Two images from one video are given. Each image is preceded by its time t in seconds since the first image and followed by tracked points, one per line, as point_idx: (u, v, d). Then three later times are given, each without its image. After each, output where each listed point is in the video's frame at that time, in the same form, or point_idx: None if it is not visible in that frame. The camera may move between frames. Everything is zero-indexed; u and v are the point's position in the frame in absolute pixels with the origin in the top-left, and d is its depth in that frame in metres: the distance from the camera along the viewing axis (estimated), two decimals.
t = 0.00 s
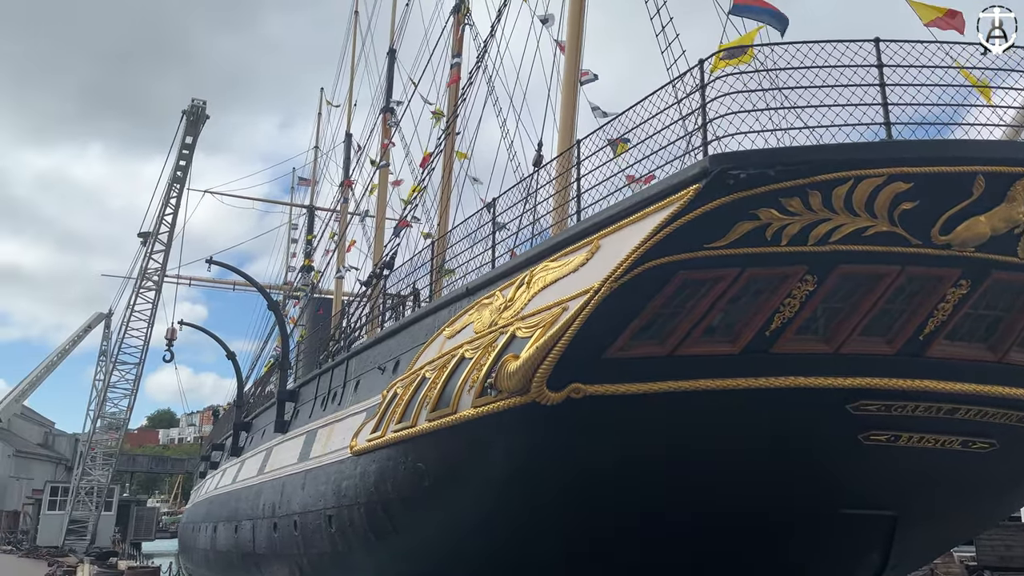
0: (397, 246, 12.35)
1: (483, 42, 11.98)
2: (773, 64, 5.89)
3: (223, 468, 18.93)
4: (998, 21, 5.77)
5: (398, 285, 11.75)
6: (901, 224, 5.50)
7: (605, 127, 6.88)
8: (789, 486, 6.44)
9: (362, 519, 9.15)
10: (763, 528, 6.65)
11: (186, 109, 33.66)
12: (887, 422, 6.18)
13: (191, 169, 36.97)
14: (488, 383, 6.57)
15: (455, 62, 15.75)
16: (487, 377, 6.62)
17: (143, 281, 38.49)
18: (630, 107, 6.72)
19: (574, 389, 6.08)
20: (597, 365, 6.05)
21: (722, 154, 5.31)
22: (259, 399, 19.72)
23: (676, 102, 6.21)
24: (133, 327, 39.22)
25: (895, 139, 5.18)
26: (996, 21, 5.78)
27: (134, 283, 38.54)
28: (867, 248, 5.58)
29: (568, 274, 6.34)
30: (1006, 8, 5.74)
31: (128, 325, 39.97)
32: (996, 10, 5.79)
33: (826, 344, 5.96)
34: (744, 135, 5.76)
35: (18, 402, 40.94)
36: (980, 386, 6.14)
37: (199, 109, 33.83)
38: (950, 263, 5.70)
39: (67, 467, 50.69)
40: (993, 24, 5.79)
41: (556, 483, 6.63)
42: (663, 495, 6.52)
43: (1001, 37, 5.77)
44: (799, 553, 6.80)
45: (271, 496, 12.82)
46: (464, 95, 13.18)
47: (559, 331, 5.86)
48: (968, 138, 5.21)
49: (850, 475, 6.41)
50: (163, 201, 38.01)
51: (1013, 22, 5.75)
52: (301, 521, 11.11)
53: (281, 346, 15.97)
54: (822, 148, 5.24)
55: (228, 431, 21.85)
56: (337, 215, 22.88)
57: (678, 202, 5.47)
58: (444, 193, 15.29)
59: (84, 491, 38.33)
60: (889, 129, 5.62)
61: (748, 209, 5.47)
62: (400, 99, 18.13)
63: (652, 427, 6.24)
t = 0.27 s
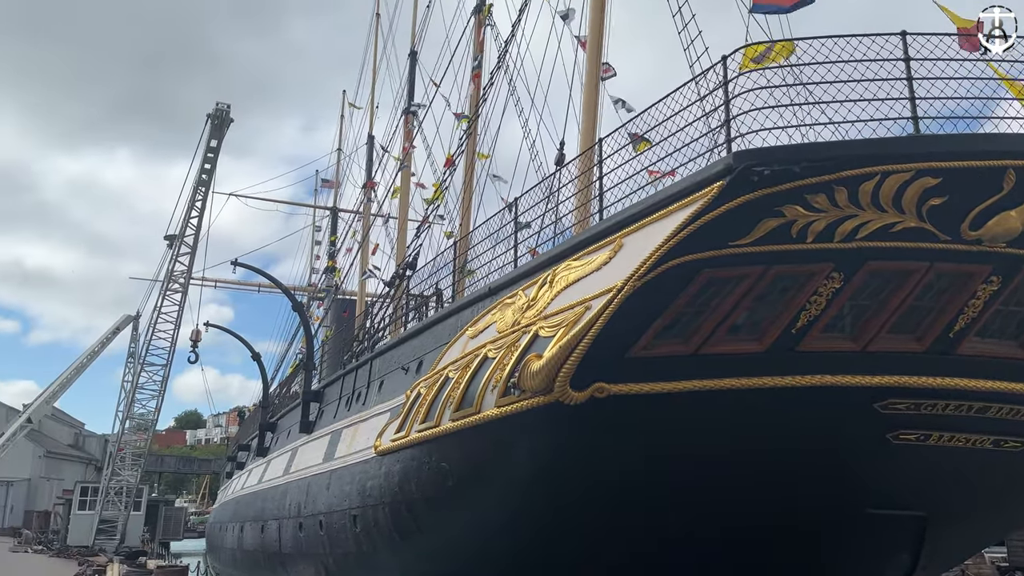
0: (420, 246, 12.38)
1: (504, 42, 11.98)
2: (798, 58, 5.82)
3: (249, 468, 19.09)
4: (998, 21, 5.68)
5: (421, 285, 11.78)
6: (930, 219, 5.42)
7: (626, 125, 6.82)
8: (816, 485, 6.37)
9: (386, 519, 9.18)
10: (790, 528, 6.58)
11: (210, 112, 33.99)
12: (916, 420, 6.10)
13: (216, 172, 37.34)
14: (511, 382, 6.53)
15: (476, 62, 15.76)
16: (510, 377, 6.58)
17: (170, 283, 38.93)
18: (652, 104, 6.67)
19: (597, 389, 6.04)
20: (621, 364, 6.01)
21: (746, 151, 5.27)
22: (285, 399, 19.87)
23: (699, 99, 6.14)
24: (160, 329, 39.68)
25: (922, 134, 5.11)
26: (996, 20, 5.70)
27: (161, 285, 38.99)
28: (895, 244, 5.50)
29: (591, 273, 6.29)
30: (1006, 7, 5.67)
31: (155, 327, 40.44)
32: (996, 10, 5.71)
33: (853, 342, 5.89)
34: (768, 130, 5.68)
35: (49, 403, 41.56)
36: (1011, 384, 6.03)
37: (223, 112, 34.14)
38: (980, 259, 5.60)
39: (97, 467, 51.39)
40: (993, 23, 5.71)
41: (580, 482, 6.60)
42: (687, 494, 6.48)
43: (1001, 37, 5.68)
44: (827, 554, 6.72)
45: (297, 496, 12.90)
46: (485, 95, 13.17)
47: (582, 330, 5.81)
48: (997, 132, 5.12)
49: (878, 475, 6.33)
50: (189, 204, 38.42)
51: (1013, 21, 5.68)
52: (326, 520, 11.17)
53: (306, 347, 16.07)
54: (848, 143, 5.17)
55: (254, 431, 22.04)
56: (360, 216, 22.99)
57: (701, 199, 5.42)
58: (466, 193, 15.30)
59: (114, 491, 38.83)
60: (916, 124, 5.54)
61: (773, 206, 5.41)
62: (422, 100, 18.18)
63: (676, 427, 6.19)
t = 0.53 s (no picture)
0: (439, 246, 12.42)
1: (522, 42, 11.99)
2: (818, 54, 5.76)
3: (270, 468, 19.21)
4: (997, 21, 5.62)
5: (440, 286, 11.80)
6: (954, 216, 5.34)
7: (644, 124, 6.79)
8: (839, 485, 6.31)
9: (407, 518, 9.19)
10: (811, 529, 6.53)
11: (230, 115, 34.31)
12: (940, 420, 6.03)
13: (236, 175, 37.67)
14: (530, 382, 6.51)
15: (494, 63, 15.78)
16: (529, 376, 6.56)
17: (192, 284, 39.30)
18: (671, 102, 6.63)
19: (617, 388, 6.02)
20: (641, 363, 5.98)
21: (766, 148, 5.23)
22: (305, 400, 19.98)
23: (717, 98, 6.10)
24: (182, 330, 40.06)
25: (945, 129, 5.04)
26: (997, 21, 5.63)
27: (182, 287, 39.38)
28: (918, 241, 5.43)
29: (610, 272, 6.26)
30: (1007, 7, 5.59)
31: (177, 328, 40.84)
32: (997, 10, 5.64)
33: (876, 340, 5.83)
34: (789, 127, 5.63)
35: (73, 404, 42.07)
36: None
37: (243, 115, 34.45)
38: (1005, 255, 5.52)
39: (121, 468, 51.94)
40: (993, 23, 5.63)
41: (600, 481, 6.57)
42: (708, 494, 6.43)
43: (1001, 37, 5.62)
44: (851, 554, 6.65)
45: (317, 495, 12.97)
46: (503, 95, 13.18)
47: (601, 329, 5.78)
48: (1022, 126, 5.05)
49: (902, 474, 6.26)
50: (210, 206, 38.79)
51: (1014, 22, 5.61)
52: (347, 520, 11.21)
53: (326, 348, 16.16)
54: (870, 139, 5.11)
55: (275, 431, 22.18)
56: (379, 218, 23.08)
57: (721, 197, 5.38)
58: (484, 193, 15.31)
59: (137, 491, 39.22)
60: (940, 119, 5.47)
61: (794, 203, 5.37)
62: (439, 102, 18.24)
63: (696, 426, 6.15)
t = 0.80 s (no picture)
0: (453, 246, 12.43)
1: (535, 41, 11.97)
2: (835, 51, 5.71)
3: (287, 468, 19.30)
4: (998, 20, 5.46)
5: (454, 286, 11.80)
6: (974, 213, 5.29)
7: (658, 123, 6.76)
8: (857, 485, 6.26)
9: (422, 518, 9.20)
10: (829, 529, 6.48)
11: (245, 117, 34.48)
12: (960, 418, 5.97)
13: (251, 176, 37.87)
14: (546, 381, 6.49)
15: (507, 62, 15.77)
16: (545, 376, 6.54)
17: (208, 285, 39.55)
18: (686, 100, 6.60)
19: (633, 387, 5.99)
20: (657, 362, 5.96)
21: (783, 146, 5.19)
22: (321, 399, 20.07)
23: (732, 95, 6.06)
24: (198, 331, 40.33)
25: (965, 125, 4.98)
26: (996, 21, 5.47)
27: (199, 288, 39.63)
28: (938, 239, 5.38)
29: (625, 271, 6.24)
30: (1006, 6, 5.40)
31: (194, 328, 41.12)
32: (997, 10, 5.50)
33: (894, 338, 5.79)
34: (805, 124, 5.58)
35: (92, 404, 42.43)
36: None
37: (258, 116, 34.61)
38: None
39: (139, 467, 52.36)
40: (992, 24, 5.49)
41: (616, 481, 6.55)
42: (725, 494, 6.40)
43: (1001, 37, 5.46)
44: (870, 555, 6.59)
45: (334, 495, 13.02)
46: (517, 94, 13.17)
47: (617, 329, 5.76)
48: None
49: (921, 474, 6.20)
50: (226, 207, 39.01)
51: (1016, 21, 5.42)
52: (363, 520, 11.25)
53: (341, 348, 16.20)
54: (888, 136, 5.07)
55: (291, 431, 22.30)
56: (393, 218, 23.13)
57: (737, 195, 5.35)
58: (498, 193, 15.31)
59: (155, 490, 39.52)
60: (959, 115, 5.40)
61: (811, 201, 5.32)
62: (453, 101, 18.25)
63: (713, 425, 6.12)
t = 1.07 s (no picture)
0: (465, 245, 12.43)
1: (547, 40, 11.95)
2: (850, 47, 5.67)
3: (299, 467, 19.36)
4: (998, 20, 5.47)
5: (466, 285, 11.81)
6: (990, 210, 5.24)
7: (671, 120, 6.73)
8: (872, 485, 6.22)
9: (435, 517, 9.21)
10: (843, 529, 6.44)
11: (258, 117, 34.63)
12: (976, 418, 5.93)
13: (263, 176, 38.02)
14: (558, 380, 6.48)
15: (518, 61, 15.76)
16: (557, 375, 6.52)
17: (221, 284, 39.75)
18: (699, 98, 6.57)
19: (646, 386, 5.97)
20: (670, 361, 5.93)
21: (798, 143, 5.16)
22: (333, 399, 20.12)
23: (745, 93, 6.03)
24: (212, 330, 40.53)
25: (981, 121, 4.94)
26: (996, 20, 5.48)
27: (212, 287, 39.82)
28: (954, 236, 5.33)
29: (637, 270, 6.22)
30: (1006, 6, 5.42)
31: (207, 328, 41.32)
32: (997, 10, 5.48)
33: (910, 336, 5.74)
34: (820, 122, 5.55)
35: (106, 403, 42.70)
36: None
37: (271, 116, 34.74)
38: None
39: (153, 466, 52.69)
40: (992, 24, 5.51)
41: (629, 481, 6.53)
42: (738, 493, 6.37)
43: (1001, 37, 5.48)
44: (884, 556, 6.55)
45: (346, 494, 13.05)
46: (528, 93, 13.17)
47: (630, 327, 5.73)
48: None
49: (937, 473, 6.16)
50: (238, 207, 39.18)
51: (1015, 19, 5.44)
52: (375, 519, 11.27)
53: (353, 347, 16.23)
54: (904, 132, 5.02)
55: (304, 430, 22.37)
56: (404, 217, 23.18)
57: (751, 193, 5.32)
58: (509, 192, 15.29)
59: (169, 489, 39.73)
60: (975, 111, 5.36)
61: (825, 198, 5.29)
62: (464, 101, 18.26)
63: (726, 424, 6.09)
